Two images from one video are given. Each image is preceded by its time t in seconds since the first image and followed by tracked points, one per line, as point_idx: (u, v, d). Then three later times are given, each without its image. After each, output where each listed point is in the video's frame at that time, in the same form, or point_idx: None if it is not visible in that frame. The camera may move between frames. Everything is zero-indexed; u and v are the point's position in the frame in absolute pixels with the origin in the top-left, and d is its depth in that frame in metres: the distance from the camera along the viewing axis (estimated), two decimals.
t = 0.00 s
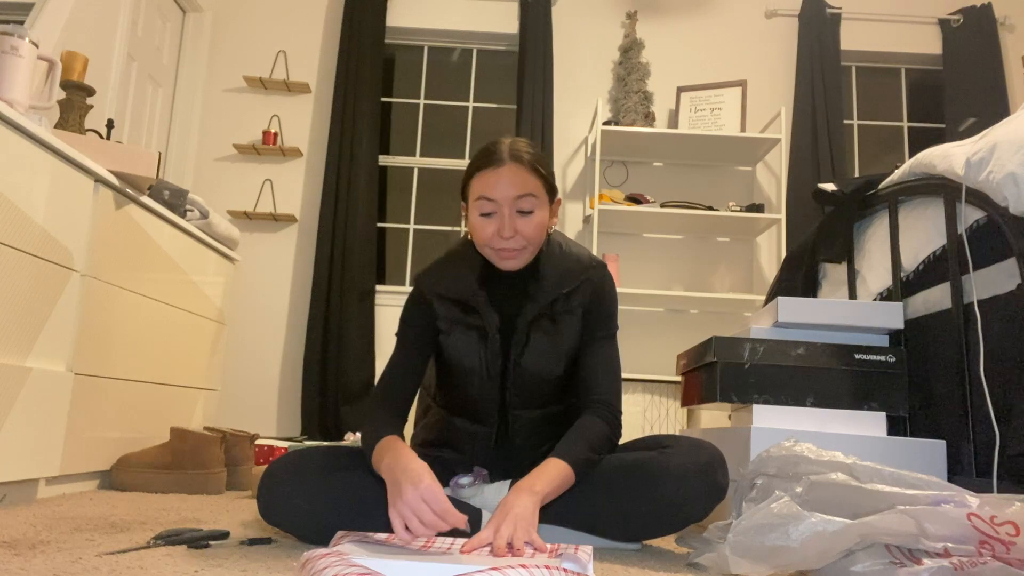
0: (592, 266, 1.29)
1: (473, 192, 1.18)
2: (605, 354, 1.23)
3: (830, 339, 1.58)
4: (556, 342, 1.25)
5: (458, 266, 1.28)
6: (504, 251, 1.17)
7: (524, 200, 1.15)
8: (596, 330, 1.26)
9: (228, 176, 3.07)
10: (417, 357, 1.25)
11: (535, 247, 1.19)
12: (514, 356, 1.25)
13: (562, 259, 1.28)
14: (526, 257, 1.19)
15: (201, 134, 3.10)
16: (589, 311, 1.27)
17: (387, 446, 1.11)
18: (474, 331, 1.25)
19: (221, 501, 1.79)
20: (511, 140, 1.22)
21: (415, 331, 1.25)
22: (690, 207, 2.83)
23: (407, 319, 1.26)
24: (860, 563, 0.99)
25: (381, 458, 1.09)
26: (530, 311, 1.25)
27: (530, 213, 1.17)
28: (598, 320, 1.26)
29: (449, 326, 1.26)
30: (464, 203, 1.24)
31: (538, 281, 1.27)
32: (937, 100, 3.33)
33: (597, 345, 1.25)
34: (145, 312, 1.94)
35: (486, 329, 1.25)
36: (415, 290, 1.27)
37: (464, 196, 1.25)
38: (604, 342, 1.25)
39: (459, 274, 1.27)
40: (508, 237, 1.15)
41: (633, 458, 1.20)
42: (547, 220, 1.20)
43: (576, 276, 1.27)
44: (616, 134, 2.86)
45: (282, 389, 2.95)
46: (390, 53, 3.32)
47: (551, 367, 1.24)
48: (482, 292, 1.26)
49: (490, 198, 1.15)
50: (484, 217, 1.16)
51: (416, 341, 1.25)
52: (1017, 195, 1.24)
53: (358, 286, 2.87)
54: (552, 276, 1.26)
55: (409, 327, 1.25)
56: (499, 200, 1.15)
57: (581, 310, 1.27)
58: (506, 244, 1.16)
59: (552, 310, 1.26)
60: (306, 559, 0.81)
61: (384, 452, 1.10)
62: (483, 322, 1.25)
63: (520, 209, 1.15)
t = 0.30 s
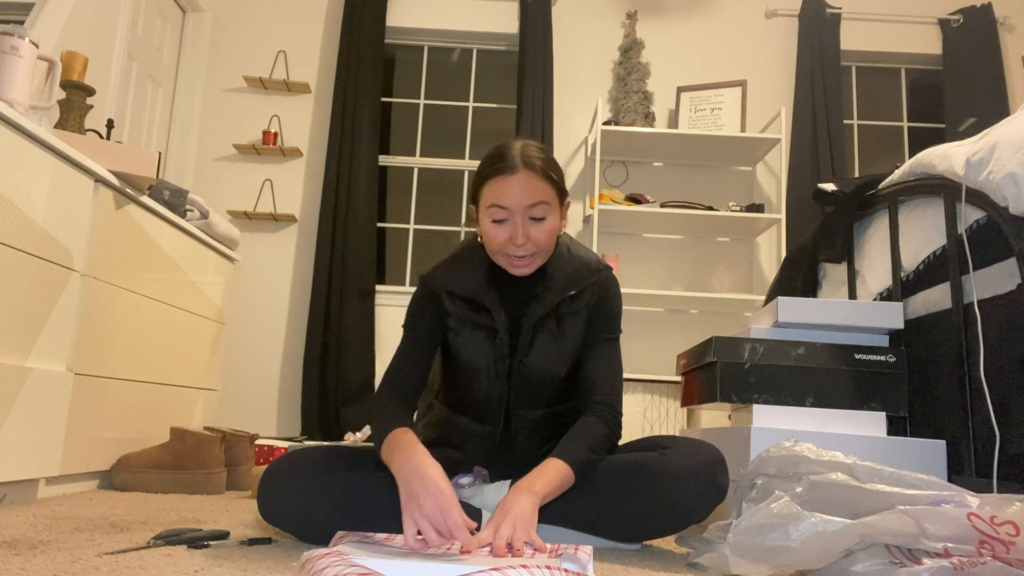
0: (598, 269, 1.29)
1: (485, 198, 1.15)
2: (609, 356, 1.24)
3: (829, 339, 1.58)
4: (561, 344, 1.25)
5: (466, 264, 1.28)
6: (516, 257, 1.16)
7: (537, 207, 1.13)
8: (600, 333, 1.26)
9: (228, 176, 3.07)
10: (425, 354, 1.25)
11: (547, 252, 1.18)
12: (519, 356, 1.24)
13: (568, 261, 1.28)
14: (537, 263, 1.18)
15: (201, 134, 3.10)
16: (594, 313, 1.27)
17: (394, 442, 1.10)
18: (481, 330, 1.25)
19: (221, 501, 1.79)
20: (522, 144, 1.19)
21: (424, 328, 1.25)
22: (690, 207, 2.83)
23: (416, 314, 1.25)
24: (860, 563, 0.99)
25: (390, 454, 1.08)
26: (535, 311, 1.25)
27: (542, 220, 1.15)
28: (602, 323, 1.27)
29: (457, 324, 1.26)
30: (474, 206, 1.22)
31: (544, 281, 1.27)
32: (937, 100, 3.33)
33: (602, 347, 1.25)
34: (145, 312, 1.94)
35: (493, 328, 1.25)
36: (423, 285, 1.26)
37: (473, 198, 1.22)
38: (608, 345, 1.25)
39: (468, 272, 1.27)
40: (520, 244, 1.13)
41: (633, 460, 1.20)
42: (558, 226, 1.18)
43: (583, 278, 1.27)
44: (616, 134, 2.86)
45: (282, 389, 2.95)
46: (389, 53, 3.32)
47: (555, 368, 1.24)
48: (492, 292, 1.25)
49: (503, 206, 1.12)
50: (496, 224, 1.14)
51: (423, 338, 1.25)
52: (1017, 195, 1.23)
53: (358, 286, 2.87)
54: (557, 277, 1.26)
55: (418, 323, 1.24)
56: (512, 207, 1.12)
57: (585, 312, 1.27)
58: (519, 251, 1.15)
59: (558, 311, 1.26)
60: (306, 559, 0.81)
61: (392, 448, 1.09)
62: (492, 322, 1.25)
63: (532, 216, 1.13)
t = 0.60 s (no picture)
0: (600, 270, 1.29)
1: (489, 193, 1.15)
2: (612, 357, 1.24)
3: (829, 339, 1.58)
4: (563, 344, 1.25)
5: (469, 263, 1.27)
6: (513, 256, 1.16)
7: (539, 208, 1.13)
8: (603, 333, 1.26)
9: (228, 177, 3.07)
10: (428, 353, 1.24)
11: (544, 253, 1.18)
12: (522, 355, 1.24)
13: (571, 260, 1.29)
14: (534, 263, 1.18)
15: (201, 134, 3.10)
16: (596, 313, 1.27)
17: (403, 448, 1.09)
18: (486, 330, 1.25)
19: (221, 501, 1.79)
20: (530, 143, 1.19)
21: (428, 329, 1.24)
22: (690, 207, 2.83)
23: (420, 313, 1.24)
24: (860, 563, 0.99)
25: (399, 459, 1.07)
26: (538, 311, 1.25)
27: (542, 220, 1.15)
28: (604, 323, 1.27)
29: (461, 324, 1.25)
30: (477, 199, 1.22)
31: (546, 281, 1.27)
32: (937, 100, 3.33)
33: (605, 348, 1.25)
34: (145, 312, 1.94)
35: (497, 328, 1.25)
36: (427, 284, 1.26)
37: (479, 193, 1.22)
38: (611, 345, 1.25)
39: (471, 271, 1.26)
40: (518, 242, 1.13)
41: (632, 458, 1.20)
42: (559, 228, 1.18)
43: (585, 278, 1.27)
44: (616, 134, 2.86)
45: (282, 389, 2.95)
46: (389, 53, 3.32)
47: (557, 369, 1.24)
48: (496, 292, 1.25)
49: (505, 203, 1.12)
50: (496, 220, 1.14)
51: (428, 337, 1.24)
52: (1017, 195, 1.23)
53: (358, 286, 2.87)
54: (560, 277, 1.26)
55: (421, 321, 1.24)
56: (513, 205, 1.12)
57: (588, 312, 1.27)
58: (516, 250, 1.15)
59: (560, 312, 1.26)
60: (306, 560, 0.82)
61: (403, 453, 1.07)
62: (495, 321, 1.24)
63: (532, 216, 1.13)
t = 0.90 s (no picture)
0: (587, 264, 1.28)
1: (476, 180, 1.17)
2: (606, 358, 1.22)
3: (829, 339, 1.58)
4: (557, 345, 1.23)
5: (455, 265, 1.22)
6: (499, 243, 1.14)
7: (529, 190, 1.15)
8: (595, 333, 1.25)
9: (228, 177, 3.07)
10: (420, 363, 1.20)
11: (533, 247, 1.16)
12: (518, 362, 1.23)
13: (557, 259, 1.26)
14: (525, 256, 1.16)
15: (201, 134, 3.10)
16: (586, 313, 1.26)
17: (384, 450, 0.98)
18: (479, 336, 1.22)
19: (221, 501, 1.79)
20: (522, 137, 1.23)
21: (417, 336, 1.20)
22: (690, 207, 2.83)
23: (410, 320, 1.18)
24: (860, 563, 0.99)
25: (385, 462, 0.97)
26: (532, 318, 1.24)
27: (533, 206, 1.15)
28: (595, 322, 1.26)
29: (452, 330, 1.22)
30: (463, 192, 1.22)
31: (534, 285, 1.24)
32: (937, 100, 3.33)
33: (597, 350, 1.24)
34: (145, 312, 1.94)
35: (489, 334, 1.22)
36: (414, 290, 1.19)
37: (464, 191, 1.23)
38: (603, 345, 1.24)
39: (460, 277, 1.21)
40: (509, 224, 1.13)
41: (635, 464, 1.19)
42: (549, 221, 1.19)
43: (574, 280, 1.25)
44: (616, 134, 2.86)
45: (282, 389, 2.95)
46: (389, 53, 3.32)
47: (551, 370, 1.23)
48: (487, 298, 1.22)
49: (495, 183, 1.14)
50: (484, 204, 1.15)
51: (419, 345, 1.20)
52: (1017, 195, 1.23)
53: (358, 286, 2.87)
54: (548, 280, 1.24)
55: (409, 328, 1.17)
56: (504, 186, 1.14)
57: (579, 310, 1.25)
58: (504, 235, 1.13)
59: (551, 312, 1.24)
60: (306, 560, 0.81)
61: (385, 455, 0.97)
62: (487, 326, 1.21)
63: (524, 198, 1.14)
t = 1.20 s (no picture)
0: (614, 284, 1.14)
1: (496, 206, 0.99)
2: (622, 375, 1.17)
3: (829, 339, 1.58)
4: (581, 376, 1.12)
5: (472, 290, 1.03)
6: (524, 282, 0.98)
7: (560, 220, 0.98)
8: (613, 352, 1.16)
9: (228, 177, 3.07)
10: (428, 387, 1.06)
11: (561, 282, 1.00)
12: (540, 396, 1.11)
13: (586, 277, 1.10)
14: (552, 293, 1.00)
15: (201, 134, 3.10)
16: (608, 332, 1.15)
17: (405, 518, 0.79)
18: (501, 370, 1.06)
19: (221, 501, 1.79)
20: (541, 149, 1.04)
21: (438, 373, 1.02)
22: (690, 207, 2.83)
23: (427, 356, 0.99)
24: (860, 563, 0.99)
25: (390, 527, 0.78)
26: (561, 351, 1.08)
27: (562, 237, 0.99)
28: (613, 337, 1.16)
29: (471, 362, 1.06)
30: (474, 215, 1.05)
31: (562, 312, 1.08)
32: (937, 100, 3.33)
33: (614, 369, 1.17)
34: (145, 312, 1.94)
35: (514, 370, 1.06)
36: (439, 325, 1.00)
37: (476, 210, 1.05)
38: (619, 363, 1.17)
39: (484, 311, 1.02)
40: (538, 262, 0.96)
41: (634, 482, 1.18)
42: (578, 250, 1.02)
43: (602, 303, 1.10)
44: (616, 134, 2.86)
45: (282, 389, 2.95)
46: (389, 53, 3.32)
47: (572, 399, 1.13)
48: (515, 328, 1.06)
49: (520, 214, 0.96)
50: (508, 237, 0.97)
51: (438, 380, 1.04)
52: (1017, 195, 1.23)
53: (358, 286, 2.87)
54: (578, 307, 1.08)
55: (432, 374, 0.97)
56: (530, 216, 0.96)
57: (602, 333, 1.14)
58: (532, 274, 0.97)
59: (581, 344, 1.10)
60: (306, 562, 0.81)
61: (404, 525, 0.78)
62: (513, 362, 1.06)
63: (554, 229, 0.97)
